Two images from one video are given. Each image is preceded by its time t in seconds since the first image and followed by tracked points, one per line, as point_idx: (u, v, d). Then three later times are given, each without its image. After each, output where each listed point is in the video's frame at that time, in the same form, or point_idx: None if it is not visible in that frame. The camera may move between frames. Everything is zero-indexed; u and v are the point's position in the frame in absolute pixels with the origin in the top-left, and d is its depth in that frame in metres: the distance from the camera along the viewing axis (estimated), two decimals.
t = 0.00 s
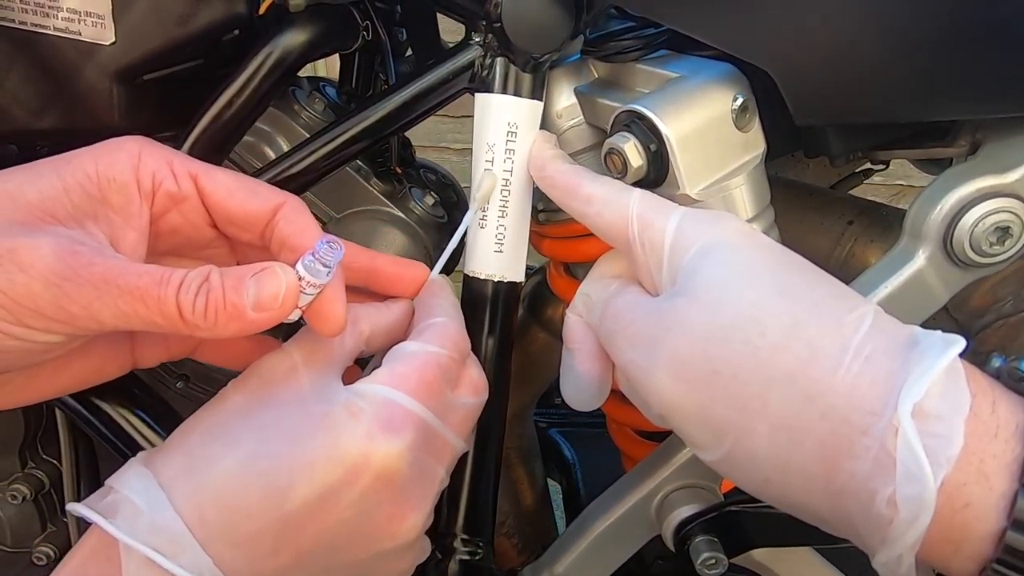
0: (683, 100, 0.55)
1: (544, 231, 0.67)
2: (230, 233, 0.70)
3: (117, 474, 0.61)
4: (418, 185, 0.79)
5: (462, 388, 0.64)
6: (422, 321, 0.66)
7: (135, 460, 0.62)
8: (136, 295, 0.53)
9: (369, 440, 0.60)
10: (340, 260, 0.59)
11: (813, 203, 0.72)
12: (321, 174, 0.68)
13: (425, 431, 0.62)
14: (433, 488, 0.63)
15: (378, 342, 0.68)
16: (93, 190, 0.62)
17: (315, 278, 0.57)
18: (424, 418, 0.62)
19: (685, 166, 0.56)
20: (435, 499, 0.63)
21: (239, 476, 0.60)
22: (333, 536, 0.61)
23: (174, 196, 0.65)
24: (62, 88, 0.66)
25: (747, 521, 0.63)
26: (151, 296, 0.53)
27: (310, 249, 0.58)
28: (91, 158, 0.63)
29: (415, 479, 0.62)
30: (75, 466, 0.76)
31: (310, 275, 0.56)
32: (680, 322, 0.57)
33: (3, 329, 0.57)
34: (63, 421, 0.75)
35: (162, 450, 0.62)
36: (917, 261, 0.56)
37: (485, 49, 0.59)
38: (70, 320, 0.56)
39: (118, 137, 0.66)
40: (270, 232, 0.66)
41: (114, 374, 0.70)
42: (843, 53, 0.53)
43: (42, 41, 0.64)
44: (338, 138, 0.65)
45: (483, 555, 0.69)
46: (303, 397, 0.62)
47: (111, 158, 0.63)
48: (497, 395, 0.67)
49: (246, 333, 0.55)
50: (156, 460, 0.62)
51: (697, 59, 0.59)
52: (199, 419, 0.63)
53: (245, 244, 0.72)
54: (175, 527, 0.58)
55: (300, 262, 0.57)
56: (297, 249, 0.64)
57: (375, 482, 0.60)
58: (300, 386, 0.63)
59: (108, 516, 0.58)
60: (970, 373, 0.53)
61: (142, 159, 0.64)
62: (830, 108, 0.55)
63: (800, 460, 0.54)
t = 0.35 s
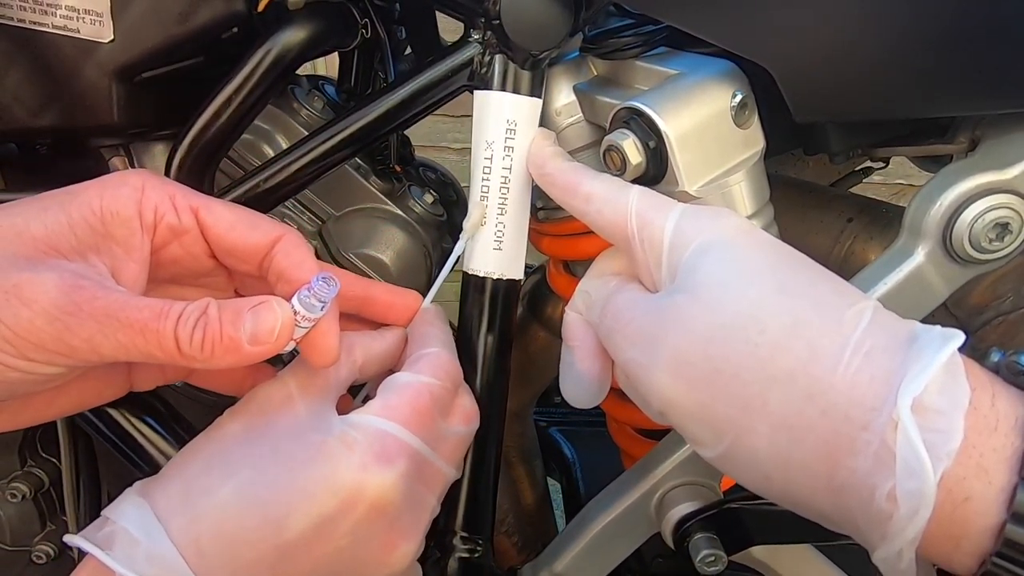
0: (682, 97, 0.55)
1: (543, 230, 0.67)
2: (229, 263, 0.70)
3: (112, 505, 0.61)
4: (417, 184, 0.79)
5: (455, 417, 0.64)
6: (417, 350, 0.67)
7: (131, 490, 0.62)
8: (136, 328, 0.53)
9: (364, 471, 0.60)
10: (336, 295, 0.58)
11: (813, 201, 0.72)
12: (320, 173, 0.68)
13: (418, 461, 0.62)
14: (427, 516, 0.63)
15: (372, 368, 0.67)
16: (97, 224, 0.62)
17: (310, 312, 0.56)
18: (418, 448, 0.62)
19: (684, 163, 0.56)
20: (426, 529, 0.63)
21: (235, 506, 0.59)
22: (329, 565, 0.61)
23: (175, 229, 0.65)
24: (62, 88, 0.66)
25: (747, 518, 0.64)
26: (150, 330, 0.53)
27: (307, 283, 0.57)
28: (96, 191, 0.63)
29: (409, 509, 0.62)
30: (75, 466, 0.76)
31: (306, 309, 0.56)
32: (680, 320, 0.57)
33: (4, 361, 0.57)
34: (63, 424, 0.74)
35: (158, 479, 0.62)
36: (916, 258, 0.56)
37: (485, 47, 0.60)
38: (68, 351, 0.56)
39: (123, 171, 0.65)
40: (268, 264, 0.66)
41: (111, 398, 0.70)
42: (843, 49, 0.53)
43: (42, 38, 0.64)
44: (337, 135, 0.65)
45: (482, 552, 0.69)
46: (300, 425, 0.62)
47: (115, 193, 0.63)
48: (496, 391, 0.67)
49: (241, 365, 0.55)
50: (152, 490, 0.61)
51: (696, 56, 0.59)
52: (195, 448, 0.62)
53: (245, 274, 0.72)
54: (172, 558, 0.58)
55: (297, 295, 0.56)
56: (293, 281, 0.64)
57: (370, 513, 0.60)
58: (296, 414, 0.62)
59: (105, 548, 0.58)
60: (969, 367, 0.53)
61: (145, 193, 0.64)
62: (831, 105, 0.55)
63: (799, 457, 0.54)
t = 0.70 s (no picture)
0: (684, 96, 0.55)
1: (543, 229, 0.67)
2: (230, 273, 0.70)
3: (106, 521, 0.61)
4: (418, 184, 0.79)
5: (452, 433, 0.65)
6: (415, 366, 0.67)
7: (126, 505, 0.62)
8: (136, 339, 0.53)
9: (360, 491, 0.60)
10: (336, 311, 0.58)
11: (814, 200, 0.72)
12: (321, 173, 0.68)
13: (415, 479, 0.62)
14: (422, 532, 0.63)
15: (370, 381, 0.67)
16: (99, 233, 0.62)
17: (309, 327, 0.56)
18: (415, 467, 0.62)
19: (685, 163, 0.56)
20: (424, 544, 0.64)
21: (231, 525, 0.59)
22: None
23: (177, 239, 0.65)
24: (64, 88, 0.66)
25: (748, 517, 0.63)
26: (150, 340, 0.53)
27: (307, 297, 0.57)
28: (99, 200, 0.62)
29: (405, 527, 0.62)
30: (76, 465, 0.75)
31: (305, 324, 0.56)
32: (682, 318, 0.57)
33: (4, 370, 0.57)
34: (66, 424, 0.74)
35: (155, 494, 0.62)
36: (916, 258, 0.56)
37: (485, 47, 0.59)
38: (69, 363, 0.56)
39: (127, 179, 0.65)
40: (269, 275, 0.66)
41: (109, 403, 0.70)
42: (845, 47, 0.53)
43: (42, 39, 0.64)
44: (337, 135, 0.65)
45: (484, 552, 0.69)
46: (297, 441, 0.62)
47: (118, 202, 0.63)
48: (497, 390, 0.67)
49: (240, 377, 0.55)
50: (148, 507, 0.61)
51: (696, 55, 0.59)
52: (191, 464, 0.62)
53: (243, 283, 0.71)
54: None
55: (296, 309, 0.56)
56: (291, 293, 0.65)
57: (366, 533, 0.60)
58: (294, 429, 0.62)
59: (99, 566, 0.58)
60: (972, 366, 0.53)
61: (148, 203, 0.63)
62: (832, 103, 0.55)
63: (801, 455, 0.54)
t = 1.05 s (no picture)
0: (684, 96, 0.55)
1: (544, 228, 0.68)
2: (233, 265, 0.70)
3: (119, 509, 0.60)
4: (419, 183, 0.80)
5: (458, 421, 0.65)
6: (421, 355, 0.67)
7: (137, 494, 0.61)
8: (142, 332, 0.53)
9: (369, 481, 0.60)
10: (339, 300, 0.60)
11: (815, 199, 0.73)
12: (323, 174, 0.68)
13: (423, 468, 0.62)
14: (430, 522, 0.63)
15: (377, 369, 0.67)
16: (105, 226, 0.62)
17: (314, 317, 0.57)
18: (421, 454, 0.62)
19: (686, 162, 0.56)
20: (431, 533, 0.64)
21: (241, 515, 0.59)
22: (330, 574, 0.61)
23: (180, 231, 0.66)
24: (66, 88, 0.66)
25: (749, 515, 0.63)
26: (156, 334, 0.53)
27: (310, 288, 0.58)
28: (103, 194, 0.63)
29: (412, 516, 0.62)
30: (79, 463, 0.76)
31: (311, 314, 0.57)
32: (683, 318, 0.57)
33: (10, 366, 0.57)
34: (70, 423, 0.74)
35: (164, 483, 0.61)
36: (917, 257, 0.56)
37: (486, 46, 0.60)
38: (74, 354, 0.56)
39: (132, 174, 0.65)
40: (272, 267, 0.66)
41: (117, 398, 0.71)
42: (846, 47, 0.53)
43: (44, 39, 0.64)
44: (338, 135, 0.65)
45: (486, 550, 0.69)
46: (307, 433, 0.62)
47: (122, 195, 0.63)
48: (498, 388, 0.67)
49: (245, 367, 0.55)
50: (157, 495, 0.61)
51: (697, 55, 0.59)
52: (199, 454, 0.62)
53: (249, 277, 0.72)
54: (182, 568, 0.57)
55: (300, 300, 0.57)
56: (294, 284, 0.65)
57: (372, 523, 0.60)
58: (301, 421, 0.62)
59: (113, 554, 0.56)
60: (972, 365, 0.53)
61: (152, 197, 0.64)
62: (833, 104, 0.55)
63: (801, 455, 0.54)
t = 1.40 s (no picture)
0: (686, 95, 0.55)
1: (546, 227, 0.68)
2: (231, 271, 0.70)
3: (115, 532, 0.61)
4: (420, 183, 0.80)
5: (457, 440, 0.65)
6: (421, 371, 0.66)
7: (133, 516, 0.62)
8: (135, 339, 0.54)
9: (366, 505, 0.60)
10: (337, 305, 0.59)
11: (817, 198, 0.72)
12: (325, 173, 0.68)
13: (421, 488, 0.62)
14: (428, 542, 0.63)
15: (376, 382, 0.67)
16: (97, 232, 0.62)
17: (311, 323, 0.57)
18: (420, 476, 0.62)
19: (688, 162, 0.56)
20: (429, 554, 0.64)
21: (236, 537, 0.59)
22: None
23: (176, 236, 0.65)
24: (67, 89, 0.66)
25: (751, 515, 0.63)
26: (148, 340, 0.53)
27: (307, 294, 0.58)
28: (96, 200, 0.63)
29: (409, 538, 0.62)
30: (80, 465, 0.75)
31: (307, 320, 0.56)
32: (685, 317, 0.57)
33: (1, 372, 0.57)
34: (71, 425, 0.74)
35: (160, 505, 0.62)
36: (919, 256, 0.56)
37: (488, 46, 0.60)
38: (64, 361, 0.56)
39: (130, 176, 0.66)
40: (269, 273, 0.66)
41: (118, 403, 0.70)
42: (847, 47, 0.53)
43: (46, 39, 0.64)
44: (340, 135, 0.65)
45: (487, 549, 0.69)
46: (301, 453, 0.62)
47: (115, 201, 0.63)
48: (499, 390, 0.67)
49: (240, 375, 0.55)
50: (155, 516, 0.61)
51: (698, 54, 0.59)
52: (196, 475, 0.62)
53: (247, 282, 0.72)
54: None
55: (297, 307, 0.57)
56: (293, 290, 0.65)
57: (370, 545, 0.60)
58: (298, 438, 0.62)
59: None
60: (974, 364, 0.53)
61: (147, 201, 0.64)
62: (834, 103, 0.55)
63: (803, 452, 0.54)
